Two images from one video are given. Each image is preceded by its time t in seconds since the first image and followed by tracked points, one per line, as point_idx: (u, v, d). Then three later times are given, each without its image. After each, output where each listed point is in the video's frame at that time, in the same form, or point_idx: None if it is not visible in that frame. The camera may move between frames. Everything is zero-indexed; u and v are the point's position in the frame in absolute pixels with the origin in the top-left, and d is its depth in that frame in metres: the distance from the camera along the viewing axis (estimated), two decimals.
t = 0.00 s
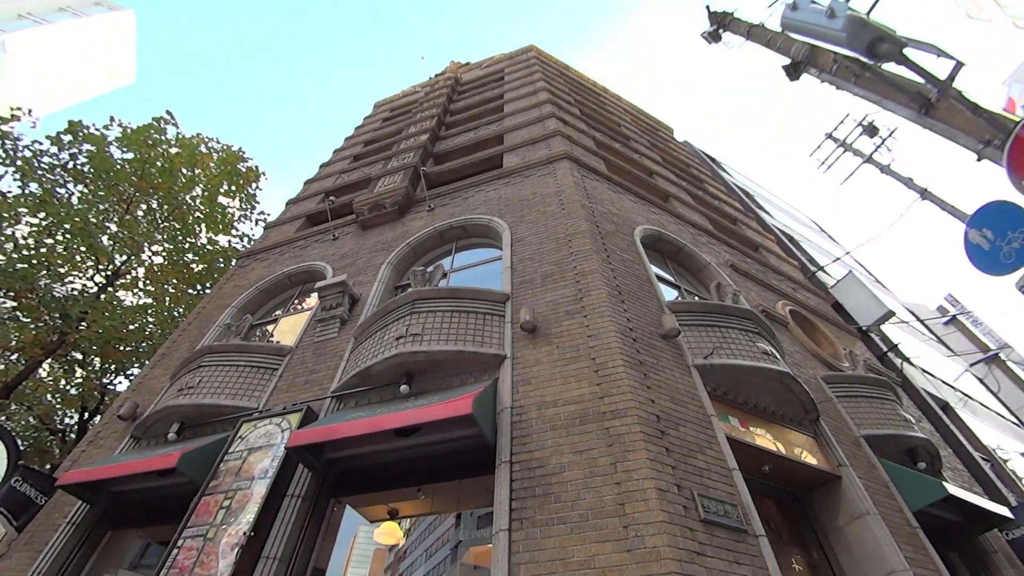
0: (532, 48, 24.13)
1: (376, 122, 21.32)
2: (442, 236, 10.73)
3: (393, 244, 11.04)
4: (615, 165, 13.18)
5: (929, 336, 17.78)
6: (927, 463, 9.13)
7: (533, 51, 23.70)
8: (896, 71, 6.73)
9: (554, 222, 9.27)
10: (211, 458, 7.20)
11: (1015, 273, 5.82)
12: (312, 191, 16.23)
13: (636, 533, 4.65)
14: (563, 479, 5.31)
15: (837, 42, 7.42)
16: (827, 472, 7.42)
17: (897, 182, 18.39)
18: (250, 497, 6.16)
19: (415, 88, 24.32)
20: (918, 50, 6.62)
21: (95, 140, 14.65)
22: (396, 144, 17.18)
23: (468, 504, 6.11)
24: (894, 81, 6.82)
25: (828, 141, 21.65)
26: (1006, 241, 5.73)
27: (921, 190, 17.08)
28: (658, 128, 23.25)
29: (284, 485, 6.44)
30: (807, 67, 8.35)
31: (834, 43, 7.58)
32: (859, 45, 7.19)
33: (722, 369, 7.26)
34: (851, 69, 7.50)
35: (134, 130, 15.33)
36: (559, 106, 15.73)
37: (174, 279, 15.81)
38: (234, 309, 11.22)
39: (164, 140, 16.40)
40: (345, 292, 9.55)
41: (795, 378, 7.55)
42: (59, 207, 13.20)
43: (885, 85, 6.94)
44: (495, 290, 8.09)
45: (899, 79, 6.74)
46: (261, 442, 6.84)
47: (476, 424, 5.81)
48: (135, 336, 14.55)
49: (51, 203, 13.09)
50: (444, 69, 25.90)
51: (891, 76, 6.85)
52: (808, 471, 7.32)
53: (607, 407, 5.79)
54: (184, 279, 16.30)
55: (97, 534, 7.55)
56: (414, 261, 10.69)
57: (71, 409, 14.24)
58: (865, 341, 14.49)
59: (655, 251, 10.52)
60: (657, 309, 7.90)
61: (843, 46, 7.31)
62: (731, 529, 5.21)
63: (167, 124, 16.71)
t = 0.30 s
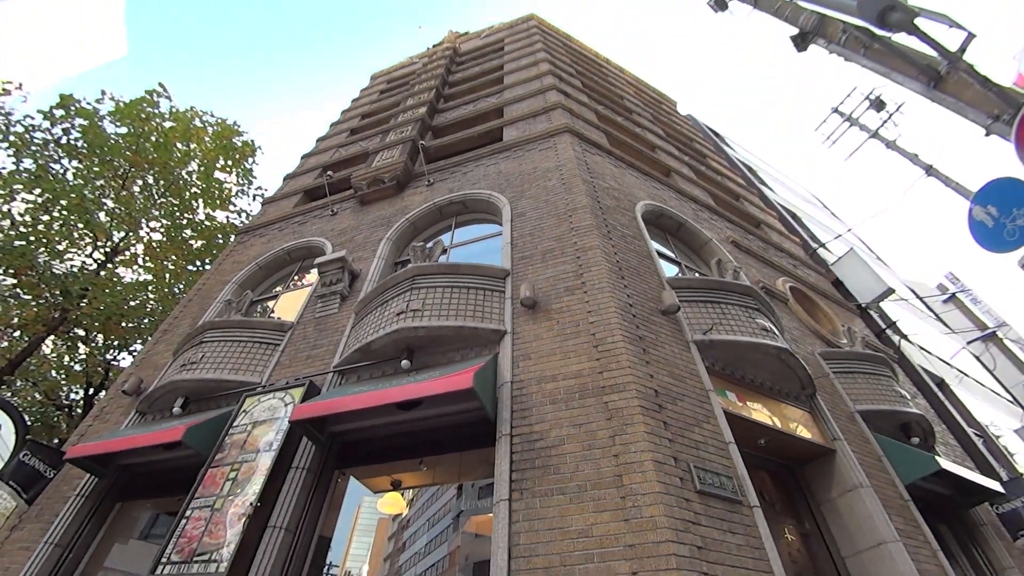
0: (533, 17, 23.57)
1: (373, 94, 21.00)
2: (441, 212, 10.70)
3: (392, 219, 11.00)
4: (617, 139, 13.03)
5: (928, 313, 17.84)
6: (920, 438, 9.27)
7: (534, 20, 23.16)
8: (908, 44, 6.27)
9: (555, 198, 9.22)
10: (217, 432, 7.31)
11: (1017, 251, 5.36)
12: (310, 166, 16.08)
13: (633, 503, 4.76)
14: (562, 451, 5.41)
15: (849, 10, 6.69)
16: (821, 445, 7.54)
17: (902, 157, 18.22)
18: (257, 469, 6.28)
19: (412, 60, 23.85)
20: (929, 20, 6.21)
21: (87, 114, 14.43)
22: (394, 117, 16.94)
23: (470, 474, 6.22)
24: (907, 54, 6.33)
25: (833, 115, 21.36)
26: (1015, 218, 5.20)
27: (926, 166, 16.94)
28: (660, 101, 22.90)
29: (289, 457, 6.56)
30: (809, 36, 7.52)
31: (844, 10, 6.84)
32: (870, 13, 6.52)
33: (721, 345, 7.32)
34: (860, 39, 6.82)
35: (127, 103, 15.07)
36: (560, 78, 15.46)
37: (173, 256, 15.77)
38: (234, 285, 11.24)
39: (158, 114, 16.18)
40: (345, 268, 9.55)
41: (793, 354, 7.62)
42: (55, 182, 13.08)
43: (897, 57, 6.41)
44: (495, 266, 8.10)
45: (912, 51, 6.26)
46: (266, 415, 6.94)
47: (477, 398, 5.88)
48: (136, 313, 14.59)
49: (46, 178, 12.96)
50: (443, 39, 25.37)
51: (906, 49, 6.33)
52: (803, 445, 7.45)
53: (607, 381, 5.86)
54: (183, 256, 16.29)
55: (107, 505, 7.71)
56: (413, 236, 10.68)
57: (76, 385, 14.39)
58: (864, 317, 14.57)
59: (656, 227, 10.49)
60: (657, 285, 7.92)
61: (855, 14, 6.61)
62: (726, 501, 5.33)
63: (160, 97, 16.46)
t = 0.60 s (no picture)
0: None
1: (370, 66, 20.63)
2: (441, 187, 10.63)
3: (391, 195, 10.94)
4: (618, 113, 12.86)
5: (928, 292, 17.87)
6: (915, 414, 9.40)
7: None
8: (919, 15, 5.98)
9: (555, 173, 9.15)
10: (221, 406, 7.40)
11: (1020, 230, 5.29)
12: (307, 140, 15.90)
13: (631, 475, 4.85)
14: (562, 425, 5.49)
15: None
16: (817, 420, 7.64)
17: (908, 133, 18.02)
18: (261, 443, 6.37)
19: (410, 30, 23.36)
20: None
21: (79, 88, 14.20)
22: (392, 89, 16.67)
23: (470, 447, 6.32)
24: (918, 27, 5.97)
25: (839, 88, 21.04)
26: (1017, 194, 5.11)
27: (932, 141, 16.76)
28: (664, 73, 22.51)
29: (292, 431, 6.66)
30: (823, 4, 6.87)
31: None
32: None
33: (720, 322, 7.36)
34: (870, 9, 6.34)
35: (119, 76, 14.79)
36: (561, 49, 15.17)
37: (172, 232, 15.69)
38: (234, 261, 11.23)
39: (151, 87, 15.91)
40: (344, 244, 9.53)
41: (791, 331, 7.67)
42: (49, 158, 12.95)
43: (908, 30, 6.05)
44: (495, 242, 8.09)
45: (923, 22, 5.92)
46: (269, 390, 7.02)
47: (477, 373, 5.94)
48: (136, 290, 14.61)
49: (39, 154, 12.82)
50: (441, 9, 24.80)
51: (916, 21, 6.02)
52: (799, 420, 7.56)
53: (606, 357, 5.92)
54: (182, 232, 16.22)
55: (115, 478, 7.84)
56: (412, 212, 10.64)
57: (79, 361, 14.51)
58: (863, 294, 14.62)
59: (657, 202, 10.44)
60: (657, 262, 7.93)
61: None
62: (721, 474, 5.43)
63: (153, 69, 16.17)
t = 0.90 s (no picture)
0: None
1: (366, 42, 20.29)
2: (440, 167, 10.56)
3: (390, 174, 10.86)
4: (621, 90, 12.69)
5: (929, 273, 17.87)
6: (911, 394, 9.48)
7: None
8: None
9: (555, 152, 9.07)
10: (224, 386, 7.47)
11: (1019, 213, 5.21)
12: (304, 119, 15.72)
13: (629, 453, 4.91)
14: (561, 404, 5.55)
15: None
16: (815, 401, 7.72)
17: (914, 112, 17.82)
18: (264, 422, 6.43)
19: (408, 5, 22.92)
20: None
21: (71, 66, 13.98)
22: (389, 66, 16.42)
23: (471, 426, 6.39)
24: None
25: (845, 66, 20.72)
26: (1019, 173, 5.02)
27: (938, 122, 16.60)
28: (666, 50, 22.14)
29: (295, 410, 6.72)
30: None
31: None
32: None
33: (719, 303, 7.39)
34: None
35: (111, 54, 14.55)
36: (562, 24, 14.90)
37: (170, 213, 15.59)
38: (233, 242, 11.21)
39: (144, 65, 15.66)
40: (343, 225, 9.49)
41: (791, 312, 7.69)
42: (43, 138, 12.80)
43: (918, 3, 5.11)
44: (495, 223, 8.06)
45: None
46: (271, 370, 7.07)
47: (477, 353, 5.97)
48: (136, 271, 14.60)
49: (33, 134, 12.66)
50: None
51: None
52: (797, 400, 7.64)
53: (606, 338, 5.94)
54: (180, 213, 16.14)
55: (121, 457, 7.95)
56: (411, 192, 10.58)
57: (82, 342, 14.58)
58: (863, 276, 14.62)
59: (658, 182, 10.38)
60: (658, 242, 7.91)
61: None
62: (718, 452, 5.51)
63: (146, 46, 15.89)
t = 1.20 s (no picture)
0: None
1: (362, 8, 19.76)
2: (439, 139, 10.43)
3: (388, 146, 10.73)
4: (624, 59, 12.42)
5: (930, 249, 17.83)
6: (907, 369, 9.59)
7: None
8: None
9: (557, 123, 8.94)
10: (226, 359, 7.53)
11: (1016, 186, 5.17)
12: (299, 89, 15.43)
13: (627, 424, 4.99)
14: (561, 377, 5.61)
15: None
16: (811, 375, 7.81)
17: (923, 84, 17.51)
18: (267, 394, 6.51)
19: None
20: None
21: (60, 35, 13.65)
22: (386, 33, 16.03)
23: (472, 399, 6.47)
24: None
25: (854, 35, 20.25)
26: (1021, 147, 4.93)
27: (947, 94, 16.32)
28: (671, 17, 21.59)
29: (298, 382, 6.80)
30: None
31: None
32: None
33: (720, 277, 7.40)
34: None
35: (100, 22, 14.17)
36: None
37: (166, 187, 15.43)
38: (231, 216, 11.14)
39: (135, 33, 15.29)
40: (342, 198, 9.41)
41: (791, 287, 7.71)
42: (35, 110, 12.58)
43: None
44: (495, 196, 8.00)
45: None
46: (273, 344, 7.12)
47: (478, 327, 6.00)
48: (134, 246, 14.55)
49: (24, 106, 12.43)
50: None
51: None
52: (794, 374, 7.72)
53: (606, 311, 5.97)
54: (176, 186, 15.97)
55: (127, 429, 8.06)
56: (410, 164, 10.48)
57: (83, 317, 14.62)
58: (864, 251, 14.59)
59: (660, 155, 10.27)
60: (659, 216, 7.87)
61: None
62: (715, 424, 5.59)
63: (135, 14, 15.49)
